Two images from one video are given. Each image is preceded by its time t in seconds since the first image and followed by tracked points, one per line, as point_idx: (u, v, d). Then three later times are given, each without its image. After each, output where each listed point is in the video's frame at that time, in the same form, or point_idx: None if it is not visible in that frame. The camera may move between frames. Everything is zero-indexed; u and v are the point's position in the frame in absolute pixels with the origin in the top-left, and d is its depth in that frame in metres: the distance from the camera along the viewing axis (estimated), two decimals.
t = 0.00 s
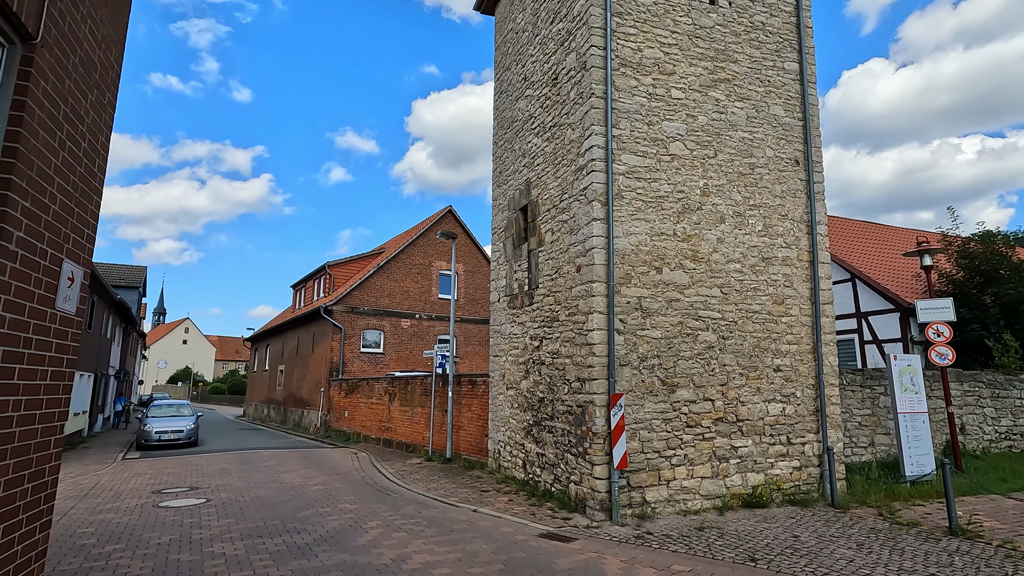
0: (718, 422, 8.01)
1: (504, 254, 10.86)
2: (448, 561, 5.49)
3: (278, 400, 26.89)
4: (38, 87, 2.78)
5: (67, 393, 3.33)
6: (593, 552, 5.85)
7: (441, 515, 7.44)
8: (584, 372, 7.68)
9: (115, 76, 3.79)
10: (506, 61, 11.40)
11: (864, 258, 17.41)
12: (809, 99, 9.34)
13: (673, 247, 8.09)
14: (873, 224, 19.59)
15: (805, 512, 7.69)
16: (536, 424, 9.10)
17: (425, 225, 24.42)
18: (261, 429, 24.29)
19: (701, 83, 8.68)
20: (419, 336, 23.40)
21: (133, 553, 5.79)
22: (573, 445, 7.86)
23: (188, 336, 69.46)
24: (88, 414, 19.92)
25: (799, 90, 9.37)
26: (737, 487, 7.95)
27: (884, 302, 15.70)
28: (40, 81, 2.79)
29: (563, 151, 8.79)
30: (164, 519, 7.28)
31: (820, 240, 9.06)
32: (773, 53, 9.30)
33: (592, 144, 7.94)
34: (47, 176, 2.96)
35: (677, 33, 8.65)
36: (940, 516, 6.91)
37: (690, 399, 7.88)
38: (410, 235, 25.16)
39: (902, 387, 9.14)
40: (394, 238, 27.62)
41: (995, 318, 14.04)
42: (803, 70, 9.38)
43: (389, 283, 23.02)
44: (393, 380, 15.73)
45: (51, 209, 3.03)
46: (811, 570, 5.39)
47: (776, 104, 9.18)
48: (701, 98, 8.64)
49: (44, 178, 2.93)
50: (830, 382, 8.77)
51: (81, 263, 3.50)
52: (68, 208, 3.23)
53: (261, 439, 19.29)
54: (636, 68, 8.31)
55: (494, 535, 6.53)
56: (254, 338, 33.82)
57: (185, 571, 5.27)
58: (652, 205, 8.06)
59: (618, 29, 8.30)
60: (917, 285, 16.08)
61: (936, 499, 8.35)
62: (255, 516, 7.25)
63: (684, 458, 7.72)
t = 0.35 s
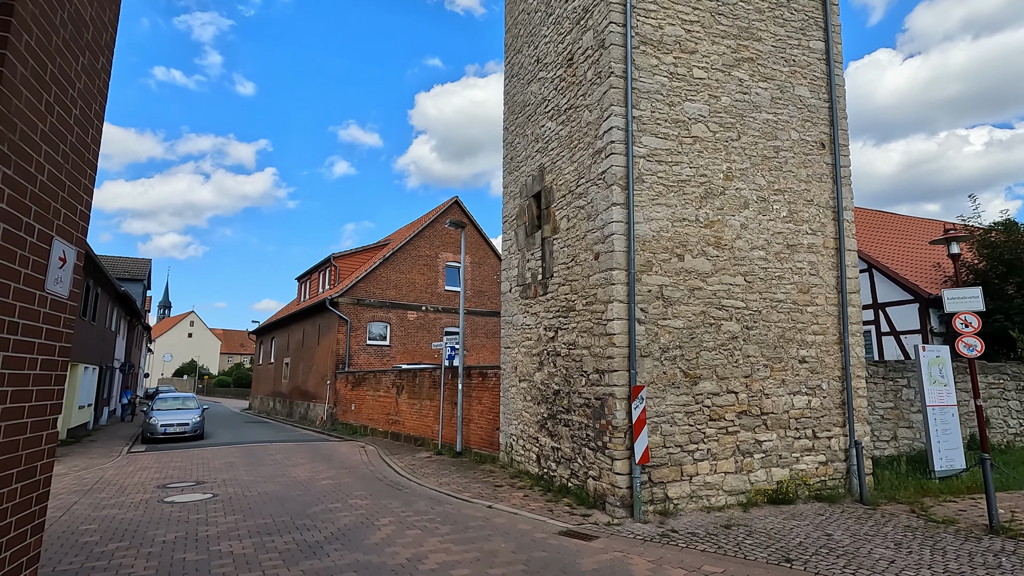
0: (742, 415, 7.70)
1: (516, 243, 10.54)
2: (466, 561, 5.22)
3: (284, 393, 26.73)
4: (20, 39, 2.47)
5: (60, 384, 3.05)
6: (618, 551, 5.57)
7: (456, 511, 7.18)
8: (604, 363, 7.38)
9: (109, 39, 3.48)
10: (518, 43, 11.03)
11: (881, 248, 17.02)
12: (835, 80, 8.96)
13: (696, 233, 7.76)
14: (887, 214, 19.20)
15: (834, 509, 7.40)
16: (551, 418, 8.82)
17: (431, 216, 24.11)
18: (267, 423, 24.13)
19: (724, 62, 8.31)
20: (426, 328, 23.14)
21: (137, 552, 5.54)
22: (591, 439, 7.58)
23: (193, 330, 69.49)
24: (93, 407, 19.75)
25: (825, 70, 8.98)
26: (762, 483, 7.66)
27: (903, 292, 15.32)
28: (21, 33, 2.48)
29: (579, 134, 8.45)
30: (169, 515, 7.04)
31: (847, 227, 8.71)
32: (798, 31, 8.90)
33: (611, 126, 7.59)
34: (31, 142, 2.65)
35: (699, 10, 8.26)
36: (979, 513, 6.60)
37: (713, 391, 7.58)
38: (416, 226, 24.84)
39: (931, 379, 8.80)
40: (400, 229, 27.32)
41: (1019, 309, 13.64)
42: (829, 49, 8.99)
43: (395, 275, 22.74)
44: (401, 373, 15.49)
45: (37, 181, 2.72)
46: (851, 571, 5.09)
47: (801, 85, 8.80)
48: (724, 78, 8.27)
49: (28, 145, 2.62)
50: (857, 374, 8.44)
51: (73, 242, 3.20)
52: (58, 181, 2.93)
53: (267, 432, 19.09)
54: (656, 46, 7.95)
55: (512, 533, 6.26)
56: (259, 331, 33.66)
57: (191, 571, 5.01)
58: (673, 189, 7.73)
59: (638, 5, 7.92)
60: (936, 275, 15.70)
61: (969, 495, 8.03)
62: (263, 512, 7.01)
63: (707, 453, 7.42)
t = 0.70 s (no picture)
0: (767, 410, 7.42)
1: (528, 232, 10.24)
2: (487, 563, 4.96)
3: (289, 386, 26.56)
4: None
5: (52, 377, 2.77)
6: (644, 553, 5.29)
7: (471, 508, 6.93)
8: (624, 356, 7.10)
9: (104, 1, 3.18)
10: (530, 26, 10.66)
11: (897, 239, 16.64)
12: (863, 61, 8.59)
13: (719, 220, 7.44)
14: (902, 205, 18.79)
15: (863, 507, 7.12)
16: (566, 412, 8.55)
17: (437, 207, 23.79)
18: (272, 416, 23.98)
19: (749, 42, 7.96)
20: (432, 321, 22.87)
21: (141, 552, 5.29)
22: (610, 434, 7.31)
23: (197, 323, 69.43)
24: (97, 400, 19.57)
25: (852, 51, 8.61)
26: (787, 480, 7.38)
27: (920, 284, 14.97)
28: None
29: (597, 118, 8.12)
30: (175, 512, 6.80)
31: (875, 215, 8.38)
32: (825, 10, 8.53)
33: (632, 108, 7.25)
34: (16, 107, 2.36)
35: None
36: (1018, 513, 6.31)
37: (737, 384, 7.29)
38: (421, 217, 24.51)
39: (961, 372, 8.49)
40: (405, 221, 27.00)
41: None
42: (857, 29, 8.62)
43: (400, 267, 22.45)
44: (408, 366, 15.23)
45: (24, 151, 2.44)
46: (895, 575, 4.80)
47: (828, 66, 8.44)
48: (748, 58, 7.92)
49: (12, 109, 2.33)
50: (884, 367, 8.14)
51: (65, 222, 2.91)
52: (47, 153, 2.64)
53: (272, 425, 18.89)
54: (679, 24, 7.59)
55: (531, 532, 6.00)
56: (263, 324, 33.47)
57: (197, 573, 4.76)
58: (696, 174, 7.41)
59: None
60: (954, 266, 15.32)
61: (1001, 493, 7.73)
62: (272, 509, 6.77)
63: (731, 449, 7.14)
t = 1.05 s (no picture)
0: (789, 402, 7.13)
1: (538, 219, 9.92)
2: (505, 564, 4.69)
3: (292, 377, 26.35)
4: None
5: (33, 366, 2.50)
6: (669, 553, 5.02)
7: (483, 504, 6.68)
8: (642, 346, 6.80)
9: None
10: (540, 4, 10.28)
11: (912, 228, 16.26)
12: (889, 39, 8.22)
13: (741, 204, 7.12)
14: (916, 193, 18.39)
15: (889, 502, 6.85)
16: (579, 404, 8.27)
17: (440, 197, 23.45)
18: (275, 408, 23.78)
19: (772, 18, 7.59)
20: (435, 312, 22.59)
21: (139, 551, 5.03)
22: (627, 427, 7.03)
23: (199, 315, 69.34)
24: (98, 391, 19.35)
25: (878, 28, 8.24)
26: (811, 474, 7.11)
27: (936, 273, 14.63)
28: None
29: (612, 98, 7.78)
30: (176, 507, 6.55)
31: (901, 199, 8.05)
32: None
33: (651, 85, 6.90)
34: None
35: None
36: None
37: (759, 375, 7.00)
38: (425, 207, 24.17)
39: (989, 363, 8.19)
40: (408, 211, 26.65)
41: None
42: (884, 4, 8.24)
43: (404, 257, 22.13)
44: (413, 357, 14.97)
45: None
46: None
47: (853, 43, 8.06)
48: (771, 35, 7.56)
49: None
50: (910, 357, 7.84)
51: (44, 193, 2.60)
52: (22, 111, 2.34)
53: (275, 417, 18.68)
54: None
55: (547, 529, 5.73)
56: (265, 315, 33.23)
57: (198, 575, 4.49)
58: (717, 155, 7.07)
59: None
60: (972, 255, 14.95)
61: None
62: (276, 505, 6.51)
63: (753, 442, 6.86)
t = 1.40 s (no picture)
0: (821, 397, 6.82)
1: (553, 208, 9.60)
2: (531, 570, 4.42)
3: (299, 371, 26.20)
4: None
5: (23, 362, 2.26)
6: (705, 558, 4.74)
7: (502, 503, 6.42)
8: (667, 339, 6.51)
9: None
10: None
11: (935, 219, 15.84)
12: (924, 17, 7.84)
13: (771, 191, 6.79)
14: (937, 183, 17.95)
15: (926, 502, 6.56)
16: (598, 399, 7.99)
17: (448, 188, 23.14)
18: (283, 402, 23.63)
19: None
20: (443, 305, 22.32)
21: (146, 554, 4.79)
22: (651, 423, 6.75)
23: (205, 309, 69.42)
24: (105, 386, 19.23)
25: (912, 6, 7.86)
26: (842, 473, 6.82)
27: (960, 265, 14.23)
28: None
29: (634, 80, 7.44)
30: (184, 506, 6.32)
31: (936, 185, 7.70)
32: None
33: (677, 66, 6.56)
34: None
35: None
36: None
37: (790, 370, 6.69)
38: (432, 199, 23.86)
39: None
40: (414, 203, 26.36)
41: None
42: None
43: (411, 250, 21.86)
44: (422, 350, 14.71)
45: None
46: None
47: (887, 22, 7.69)
48: (802, 12, 7.19)
49: None
50: (945, 350, 7.52)
51: (35, 166, 2.34)
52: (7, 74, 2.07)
53: (283, 412, 18.50)
54: None
55: (572, 531, 5.48)
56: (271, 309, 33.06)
57: None
58: (746, 139, 6.74)
59: None
60: (998, 246, 14.52)
61: None
62: (288, 504, 6.28)
63: (784, 440, 6.57)
